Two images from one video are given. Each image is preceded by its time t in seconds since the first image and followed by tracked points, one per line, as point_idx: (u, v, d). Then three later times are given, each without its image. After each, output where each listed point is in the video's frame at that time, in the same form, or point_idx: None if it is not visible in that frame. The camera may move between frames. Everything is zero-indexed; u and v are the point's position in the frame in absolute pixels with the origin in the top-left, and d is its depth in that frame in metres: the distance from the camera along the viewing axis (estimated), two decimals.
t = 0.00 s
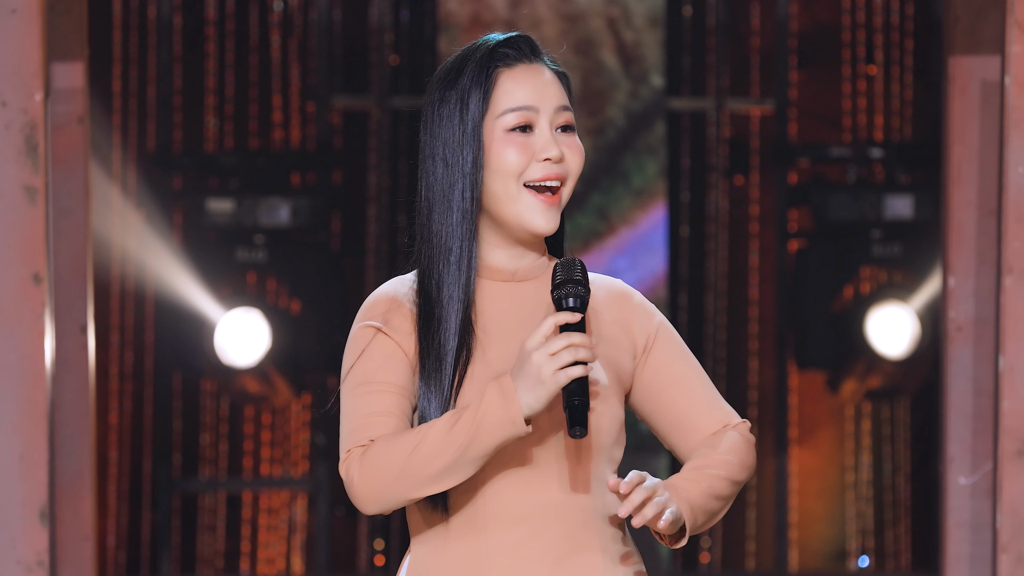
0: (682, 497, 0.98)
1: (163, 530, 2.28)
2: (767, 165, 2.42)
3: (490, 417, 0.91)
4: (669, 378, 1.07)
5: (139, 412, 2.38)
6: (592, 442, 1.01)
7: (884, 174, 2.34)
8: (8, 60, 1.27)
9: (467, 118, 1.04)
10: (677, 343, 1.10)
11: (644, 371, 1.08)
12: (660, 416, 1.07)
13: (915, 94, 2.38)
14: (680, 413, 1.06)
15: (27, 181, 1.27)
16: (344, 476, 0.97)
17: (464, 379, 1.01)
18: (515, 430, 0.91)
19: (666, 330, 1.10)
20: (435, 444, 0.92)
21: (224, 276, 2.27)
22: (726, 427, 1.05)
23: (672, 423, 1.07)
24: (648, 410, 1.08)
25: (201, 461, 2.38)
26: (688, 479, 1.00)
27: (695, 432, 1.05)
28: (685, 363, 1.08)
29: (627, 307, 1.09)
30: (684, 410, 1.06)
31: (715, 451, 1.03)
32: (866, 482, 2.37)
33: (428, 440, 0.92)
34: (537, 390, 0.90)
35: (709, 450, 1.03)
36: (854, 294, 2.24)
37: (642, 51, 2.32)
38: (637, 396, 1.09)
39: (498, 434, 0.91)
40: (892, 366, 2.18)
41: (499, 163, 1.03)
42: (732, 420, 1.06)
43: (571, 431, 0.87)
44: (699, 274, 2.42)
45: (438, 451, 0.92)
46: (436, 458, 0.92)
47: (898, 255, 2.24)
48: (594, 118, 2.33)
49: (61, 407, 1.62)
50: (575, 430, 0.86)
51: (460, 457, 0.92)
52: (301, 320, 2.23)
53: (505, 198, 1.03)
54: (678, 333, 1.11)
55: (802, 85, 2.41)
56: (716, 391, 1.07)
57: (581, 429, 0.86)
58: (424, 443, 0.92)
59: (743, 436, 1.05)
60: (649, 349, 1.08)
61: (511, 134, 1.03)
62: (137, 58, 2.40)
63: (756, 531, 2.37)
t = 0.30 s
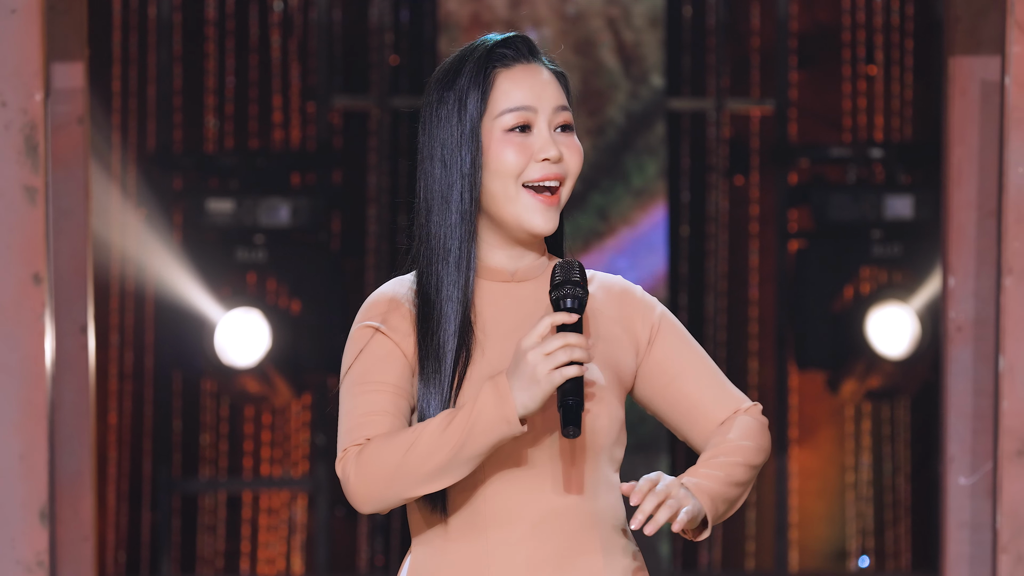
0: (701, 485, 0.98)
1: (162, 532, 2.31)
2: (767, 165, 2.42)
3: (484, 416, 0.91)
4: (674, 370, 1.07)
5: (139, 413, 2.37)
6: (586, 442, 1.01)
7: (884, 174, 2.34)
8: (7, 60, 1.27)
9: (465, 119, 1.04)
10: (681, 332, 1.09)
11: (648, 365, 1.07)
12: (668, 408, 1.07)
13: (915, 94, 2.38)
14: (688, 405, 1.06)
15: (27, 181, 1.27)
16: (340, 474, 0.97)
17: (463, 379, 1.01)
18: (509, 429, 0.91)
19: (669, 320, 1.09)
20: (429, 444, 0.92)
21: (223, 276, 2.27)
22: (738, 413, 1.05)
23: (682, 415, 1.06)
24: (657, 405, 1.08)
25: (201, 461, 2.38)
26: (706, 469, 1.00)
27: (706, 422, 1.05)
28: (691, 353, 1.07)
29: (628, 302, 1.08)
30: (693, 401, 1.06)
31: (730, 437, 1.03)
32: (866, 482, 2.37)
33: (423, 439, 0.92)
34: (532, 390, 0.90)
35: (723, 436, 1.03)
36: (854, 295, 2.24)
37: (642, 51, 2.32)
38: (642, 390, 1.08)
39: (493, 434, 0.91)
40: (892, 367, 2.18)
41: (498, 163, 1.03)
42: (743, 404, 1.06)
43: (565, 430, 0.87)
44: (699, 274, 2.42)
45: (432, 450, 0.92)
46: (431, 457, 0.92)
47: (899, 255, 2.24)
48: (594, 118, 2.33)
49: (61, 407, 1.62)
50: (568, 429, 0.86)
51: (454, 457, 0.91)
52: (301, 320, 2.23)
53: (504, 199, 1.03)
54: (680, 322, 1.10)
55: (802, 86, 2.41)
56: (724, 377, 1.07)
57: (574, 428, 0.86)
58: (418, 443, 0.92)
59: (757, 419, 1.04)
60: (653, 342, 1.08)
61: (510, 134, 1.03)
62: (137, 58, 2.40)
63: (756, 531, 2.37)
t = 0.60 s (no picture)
0: (733, 474, 0.97)
1: (163, 533, 2.31)
2: (768, 166, 2.42)
3: (482, 415, 0.91)
4: (686, 363, 1.06)
5: (140, 413, 2.37)
6: (583, 443, 0.99)
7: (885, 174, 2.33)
8: (8, 60, 1.28)
9: (468, 119, 1.04)
10: (690, 325, 1.08)
11: (660, 359, 1.07)
12: (682, 402, 1.06)
13: (916, 95, 2.37)
14: (703, 397, 1.05)
15: (28, 181, 1.28)
16: (340, 472, 0.97)
17: (467, 380, 1.01)
18: (507, 429, 0.91)
19: (677, 313, 1.08)
20: (427, 443, 0.92)
21: (223, 276, 2.28)
22: (752, 401, 1.04)
23: (696, 407, 1.06)
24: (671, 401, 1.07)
25: (202, 461, 2.38)
26: (732, 458, 0.99)
27: (721, 412, 1.04)
28: (701, 344, 1.07)
29: (636, 297, 1.08)
30: (708, 393, 1.05)
31: (750, 425, 1.02)
32: (867, 482, 2.37)
33: (420, 438, 0.92)
34: (529, 389, 0.89)
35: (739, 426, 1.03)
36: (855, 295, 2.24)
37: (642, 52, 2.32)
38: (653, 385, 1.08)
39: (490, 433, 0.91)
40: (893, 367, 2.17)
41: (502, 163, 1.03)
42: (756, 392, 1.05)
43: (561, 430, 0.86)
44: (700, 274, 2.42)
45: (430, 449, 0.92)
46: (429, 456, 0.92)
47: (900, 256, 2.24)
48: (595, 118, 2.33)
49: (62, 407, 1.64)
50: (564, 429, 0.86)
51: (451, 455, 0.91)
52: (302, 320, 2.23)
53: (509, 199, 1.03)
54: (689, 313, 1.09)
55: (803, 86, 2.41)
56: (735, 366, 1.06)
57: (569, 429, 0.86)
58: (416, 441, 0.92)
59: (773, 405, 1.04)
60: (663, 337, 1.07)
61: (514, 135, 1.03)
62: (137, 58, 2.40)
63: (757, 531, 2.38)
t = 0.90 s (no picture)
0: (767, 461, 0.96)
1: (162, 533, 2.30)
2: (767, 166, 2.42)
3: (484, 415, 0.90)
4: (697, 358, 1.06)
5: (139, 413, 2.37)
6: (588, 443, 0.99)
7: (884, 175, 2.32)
8: (8, 61, 1.30)
9: (473, 122, 1.04)
10: (700, 320, 1.08)
11: (672, 357, 1.07)
12: (696, 399, 1.06)
13: (916, 95, 2.37)
14: (717, 391, 1.04)
15: (27, 182, 1.29)
16: (347, 473, 0.97)
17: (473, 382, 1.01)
18: (509, 428, 0.90)
19: (687, 309, 1.08)
20: (429, 443, 0.92)
21: (223, 277, 2.28)
22: (765, 392, 1.03)
23: (710, 403, 1.05)
24: (685, 398, 1.06)
25: (201, 461, 2.38)
26: (759, 444, 0.98)
27: (735, 405, 1.03)
28: (712, 338, 1.06)
29: (645, 295, 1.08)
30: (721, 387, 1.04)
31: (768, 413, 1.01)
32: (866, 482, 2.37)
33: (423, 438, 0.92)
34: (530, 388, 0.89)
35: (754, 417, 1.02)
36: (854, 295, 2.23)
37: (642, 52, 2.32)
38: (666, 384, 1.08)
39: (492, 431, 0.90)
40: (892, 367, 2.19)
41: (507, 167, 1.02)
42: (770, 382, 1.04)
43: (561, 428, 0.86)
44: (700, 275, 2.41)
45: (432, 449, 0.92)
46: (432, 456, 0.92)
47: (899, 256, 2.23)
48: (594, 119, 2.33)
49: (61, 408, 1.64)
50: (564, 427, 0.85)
51: (454, 455, 0.91)
52: (301, 320, 2.23)
53: (514, 203, 1.03)
54: (699, 309, 1.09)
55: (802, 86, 2.40)
56: (747, 358, 1.06)
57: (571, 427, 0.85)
58: (419, 442, 0.92)
59: (788, 393, 1.03)
60: (673, 334, 1.07)
61: (519, 139, 1.03)
62: (137, 58, 2.40)
63: (756, 532, 2.38)
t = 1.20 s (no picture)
0: (802, 433, 0.95)
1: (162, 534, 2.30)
2: (767, 166, 2.42)
3: (484, 408, 0.90)
4: (705, 355, 1.06)
5: (139, 414, 2.37)
6: (596, 441, 0.99)
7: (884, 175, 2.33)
8: (7, 61, 1.30)
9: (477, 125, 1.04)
10: (706, 319, 1.08)
11: (680, 356, 1.06)
12: (705, 398, 1.06)
13: (915, 95, 2.37)
14: (726, 388, 1.04)
15: (27, 182, 1.30)
16: (351, 471, 0.97)
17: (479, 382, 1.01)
18: (510, 419, 0.90)
19: (693, 307, 1.08)
20: (430, 438, 0.92)
21: (223, 277, 2.28)
22: (775, 385, 1.03)
23: (720, 401, 1.05)
24: (695, 397, 1.06)
25: (201, 462, 2.38)
26: (787, 420, 0.97)
27: (745, 401, 1.03)
28: (719, 336, 1.07)
29: (651, 293, 1.08)
30: (730, 383, 1.04)
31: (782, 400, 1.00)
32: (866, 482, 2.36)
33: (424, 434, 0.92)
34: (529, 379, 0.89)
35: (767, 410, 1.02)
36: (854, 295, 2.23)
37: (641, 52, 2.31)
38: (674, 384, 1.07)
39: (492, 423, 0.90)
40: (892, 367, 2.18)
41: (511, 170, 1.02)
42: (778, 376, 1.04)
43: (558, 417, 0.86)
44: (699, 274, 2.42)
45: (433, 444, 0.91)
46: (433, 451, 0.91)
47: (898, 257, 2.24)
48: (595, 119, 2.32)
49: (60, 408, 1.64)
50: (563, 416, 0.85)
51: (455, 450, 0.91)
52: (300, 320, 2.23)
53: (518, 206, 1.03)
54: (704, 306, 1.09)
55: (802, 86, 2.40)
56: (755, 354, 1.06)
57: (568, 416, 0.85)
58: (420, 438, 0.92)
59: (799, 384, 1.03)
60: (681, 333, 1.07)
61: (523, 142, 1.03)
62: (137, 58, 2.41)
63: (755, 532, 2.38)
